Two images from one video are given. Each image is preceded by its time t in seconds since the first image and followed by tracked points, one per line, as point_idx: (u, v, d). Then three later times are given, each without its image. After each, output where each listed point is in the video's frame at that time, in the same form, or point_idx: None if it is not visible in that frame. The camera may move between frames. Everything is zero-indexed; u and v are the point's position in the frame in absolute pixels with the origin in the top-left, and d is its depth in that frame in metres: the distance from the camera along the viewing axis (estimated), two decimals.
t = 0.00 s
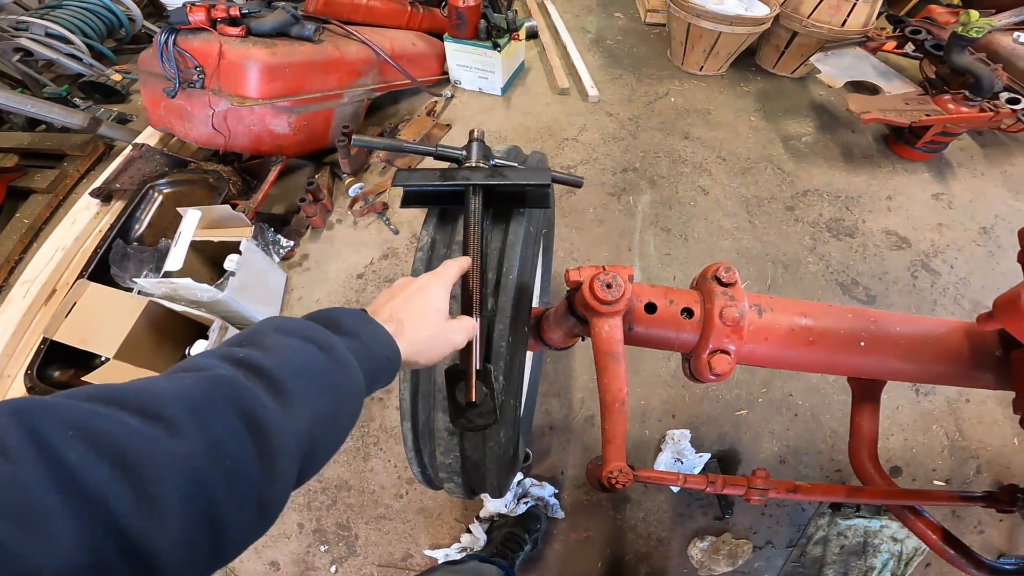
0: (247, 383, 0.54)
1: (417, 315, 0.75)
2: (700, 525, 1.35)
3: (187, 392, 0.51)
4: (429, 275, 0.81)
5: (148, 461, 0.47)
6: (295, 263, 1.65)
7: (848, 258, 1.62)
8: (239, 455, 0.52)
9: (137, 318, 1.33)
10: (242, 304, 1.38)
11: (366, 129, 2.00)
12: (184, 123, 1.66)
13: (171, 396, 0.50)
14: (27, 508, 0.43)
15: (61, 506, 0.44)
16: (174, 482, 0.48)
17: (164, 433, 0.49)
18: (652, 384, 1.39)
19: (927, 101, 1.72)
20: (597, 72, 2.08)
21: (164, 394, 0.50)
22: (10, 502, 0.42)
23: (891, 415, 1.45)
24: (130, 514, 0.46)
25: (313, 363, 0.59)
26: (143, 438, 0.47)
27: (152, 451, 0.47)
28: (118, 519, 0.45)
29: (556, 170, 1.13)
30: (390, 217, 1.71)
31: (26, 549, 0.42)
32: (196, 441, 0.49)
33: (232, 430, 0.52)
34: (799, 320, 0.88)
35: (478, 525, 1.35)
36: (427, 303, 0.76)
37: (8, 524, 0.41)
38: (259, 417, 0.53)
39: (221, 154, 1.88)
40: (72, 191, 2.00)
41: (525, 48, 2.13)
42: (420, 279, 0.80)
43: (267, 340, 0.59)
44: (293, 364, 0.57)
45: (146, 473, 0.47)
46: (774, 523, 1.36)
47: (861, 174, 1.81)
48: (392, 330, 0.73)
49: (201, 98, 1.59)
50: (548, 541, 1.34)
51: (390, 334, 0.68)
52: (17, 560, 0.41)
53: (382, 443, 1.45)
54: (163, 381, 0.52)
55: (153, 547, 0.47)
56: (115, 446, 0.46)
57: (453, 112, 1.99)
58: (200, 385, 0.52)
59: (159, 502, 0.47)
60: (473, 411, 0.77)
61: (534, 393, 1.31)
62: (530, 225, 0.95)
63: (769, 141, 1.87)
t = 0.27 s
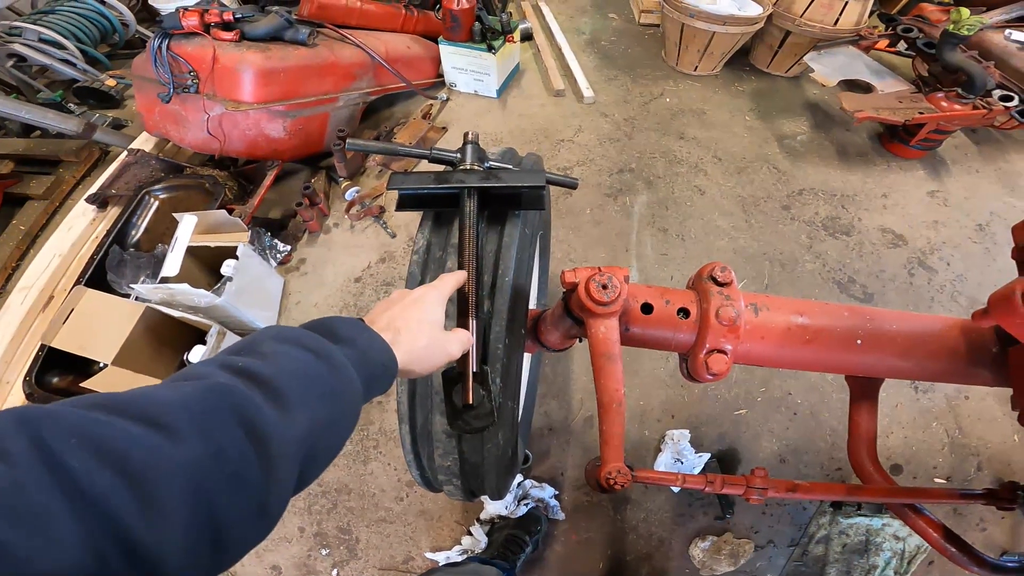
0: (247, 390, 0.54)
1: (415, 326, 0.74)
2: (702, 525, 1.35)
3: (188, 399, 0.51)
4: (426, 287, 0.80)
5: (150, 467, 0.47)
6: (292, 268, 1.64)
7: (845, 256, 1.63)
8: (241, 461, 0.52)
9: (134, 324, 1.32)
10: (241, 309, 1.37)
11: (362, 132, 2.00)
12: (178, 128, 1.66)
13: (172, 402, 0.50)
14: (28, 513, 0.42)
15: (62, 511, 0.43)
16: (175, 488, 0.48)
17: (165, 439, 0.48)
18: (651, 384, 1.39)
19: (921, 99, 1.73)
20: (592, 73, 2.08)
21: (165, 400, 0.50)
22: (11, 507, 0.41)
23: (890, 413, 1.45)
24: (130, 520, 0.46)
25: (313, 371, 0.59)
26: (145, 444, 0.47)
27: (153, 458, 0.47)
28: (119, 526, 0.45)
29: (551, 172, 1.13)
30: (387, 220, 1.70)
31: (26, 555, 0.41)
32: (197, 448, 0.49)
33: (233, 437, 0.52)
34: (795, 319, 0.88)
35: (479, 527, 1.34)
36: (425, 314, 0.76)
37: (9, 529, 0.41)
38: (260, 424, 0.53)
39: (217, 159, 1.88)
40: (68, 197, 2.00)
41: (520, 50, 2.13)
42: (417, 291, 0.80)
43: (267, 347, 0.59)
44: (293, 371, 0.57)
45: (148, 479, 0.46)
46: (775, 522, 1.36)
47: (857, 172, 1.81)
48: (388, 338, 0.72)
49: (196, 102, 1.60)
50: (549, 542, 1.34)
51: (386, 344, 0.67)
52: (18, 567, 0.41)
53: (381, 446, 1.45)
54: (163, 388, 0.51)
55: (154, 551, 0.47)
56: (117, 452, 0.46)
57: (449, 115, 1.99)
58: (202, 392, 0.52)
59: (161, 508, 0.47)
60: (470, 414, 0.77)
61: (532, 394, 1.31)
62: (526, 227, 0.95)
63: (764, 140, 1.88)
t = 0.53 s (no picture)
0: (222, 388, 0.54)
1: (409, 308, 0.74)
2: (702, 526, 1.35)
3: (160, 400, 0.51)
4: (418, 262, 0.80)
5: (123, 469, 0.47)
6: (291, 270, 1.64)
7: (843, 255, 1.63)
8: (219, 459, 0.52)
9: (134, 326, 1.32)
10: (240, 311, 1.38)
11: (360, 134, 2.00)
12: (177, 131, 1.66)
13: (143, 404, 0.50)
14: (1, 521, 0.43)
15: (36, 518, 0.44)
16: (151, 489, 0.48)
17: (136, 441, 0.49)
18: (650, 385, 1.39)
19: (918, 99, 1.73)
20: (590, 74, 2.09)
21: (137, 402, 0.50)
22: None
23: (890, 412, 1.45)
24: (106, 523, 0.46)
25: (292, 362, 0.58)
26: (116, 447, 0.47)
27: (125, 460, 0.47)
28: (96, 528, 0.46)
29: (550, 173, 1.14)
30: (386, 222, 1.70)
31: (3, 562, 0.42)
32: (171, 448, 0.49)
33: (208, 436, 0.52)
34: (794, 319, 0.88)
35: (479, 528, 1.35)
36: (418, 288, 0.76)
37: None
38: (236, 421, 0.53)
39: (216, 162, 1.88)
40: (67, 199, 2.00)
41: (518, 52, 2.13)
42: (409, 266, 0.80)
43: (243, 341, 0.59)
44: (270, 364, 0.57)
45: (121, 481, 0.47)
46: (776, 522, 1.36)
47: (855, 172, 1.82)
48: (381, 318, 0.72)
49: (194, 104, 1.60)
50: (550, 543, 1.34)
51: (377, 324, 0.67)
52: None
53: (382, 448, 1.45)
54: (136, 389, 0.51)
55: (136, 552, 0.48)
56: (88, 456, 0.46)
57: (448, 116, 2.00)
58: (174, 392, 0.52)
59: (138, 509, 0.47)
60: (470, 415, 0.77)
61: (532, 395, 1.31)
62: (525, 228, 0.95)
63: (762, 141, 1.88)
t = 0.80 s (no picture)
0: (257, 379, 0.54)
1: (421, 332, 0.74)
2: (704, 524, 1.35)
3: (199, 388, 0.51)
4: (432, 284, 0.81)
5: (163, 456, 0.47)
6: (293, 267, 1.64)
7: (846, 254, 1.63)
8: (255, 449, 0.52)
9: (138, 322, 1.32)
10: (242, 308, 1.37)
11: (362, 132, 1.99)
12: (180, 127, 1.66)
13: (183, 391, 0.50)
14: (43, 502, 0.42)
15: (75, 501, 0.44)
16: (187, 477, 0.48)
17: (176, 429, 0.48)
18: (652, 383, 1.39)
19: (921, 98, 1.73)
20: (592, 72, 2.08)
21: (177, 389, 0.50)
22: (23, 497, 0.42)
23: (893, 411, 1.45)
24: (145, 509, 0.46)
25: (322, 359, 0.58)
26: (157, 433, 0.47)
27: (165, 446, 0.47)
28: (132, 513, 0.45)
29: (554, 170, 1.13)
30: (388, 219, 1.69)
31: (41, 543, 0.42)
32: (208, 437, 0.49)
33: (245, 426, 0.52)
34: (798, 316, 0.88)
35: (481, 526, 1.35)
36: (431, 312, 0.76)
37: (23, 519, 0.41)
38: (270, 413, 0.53)
39: (218, 159, 1.88)
40: (69, 196, 2.00)
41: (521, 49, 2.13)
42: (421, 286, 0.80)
43: (275, 336, 0.59)
44: (303, 358, 0.57)
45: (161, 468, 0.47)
46: (778, 520, 1.35)
47: (857, 171, 1.82)
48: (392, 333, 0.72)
49: (197, 101, 1.60)
50: (551, 541, 1.34)
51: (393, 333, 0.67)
52: (32, 553, 0.41)
53: (384, 445, 1.45)
54: (175, 377, 0.52)
55: (167, 540, 0.47)
56: (130, 441, 0.46)
57: (450, 114, 1.99)
58: (211, 381, 0.52)
59: (173, 498, 0.47)
60: (474, 412, 0.76)
61: (534, 393, 1.31)
62: (529, 225, 0.94)
63: (765, 139, 1.88)
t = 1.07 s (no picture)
0: (250, 385, 0.54)
1: (417, 330, 0.73)
2: (711, 518, 1.35)
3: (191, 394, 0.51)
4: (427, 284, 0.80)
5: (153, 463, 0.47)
6: (297, 263, 1.63)
7: (852, 245, 1.61)
8: (247, 454, 0.52)
9: (143, 321, 1.32)
10: (247, 304, 1.37)
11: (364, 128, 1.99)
12: (181, 126, 1.66)
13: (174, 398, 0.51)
14: (34, 511, 0.43)
15: (67, 508, 0.44)
16: (179, 484, 0.48)
17: (167, 435, 0.49)
18: (658, 376, 1.38)
19: (927, 89, 1.71)
20: (594, 65, 2.07)
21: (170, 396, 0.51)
22: (17, 505, 0.42)
23: (900, 404, 1.44)
24: (137, 516, 0.46)
25: (314, 364, 0.58)
26: (148, 440, 0.48)
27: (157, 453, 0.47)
28: (124, 521, 0.45)
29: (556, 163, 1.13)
30: (391, 215, 1.69)
31: (32, 551, 0.42)
32: (200, 443, 0.49)
33: (236, 432, 0.51)
34: (804, 308, 0.87)
35: (487, 521, 1.35)
36: (426, 310, 0.75)
37: (17, 527, 0.42)
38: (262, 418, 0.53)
39: (220, 156, 1.88)
40: (73, 195, 2.00)
41: (522, 43, 2.12)
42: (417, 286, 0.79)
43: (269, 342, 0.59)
44: (294, 364, 0.57)
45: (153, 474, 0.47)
46: (785, 514, 1.35)
47: (863, 162, 1.80)
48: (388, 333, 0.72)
49: (198, 99, 1.60)
50: (558, 536, 1.34)
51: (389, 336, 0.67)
52: (24, 560, 0.41)
53: (389, 441, 1.45)
54: (166, 386, 0.52)
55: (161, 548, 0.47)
56: (121, 449, 0.47)
57: (451, 109, 1.98)
58: (203, 388, 0.52)
59: (165, 504, 0.47)
60: (478, 406, 0.76)
61: (539, 388, 1.30)
62: (531, 218, 0.94)
63: (769, 131, 1.86)
